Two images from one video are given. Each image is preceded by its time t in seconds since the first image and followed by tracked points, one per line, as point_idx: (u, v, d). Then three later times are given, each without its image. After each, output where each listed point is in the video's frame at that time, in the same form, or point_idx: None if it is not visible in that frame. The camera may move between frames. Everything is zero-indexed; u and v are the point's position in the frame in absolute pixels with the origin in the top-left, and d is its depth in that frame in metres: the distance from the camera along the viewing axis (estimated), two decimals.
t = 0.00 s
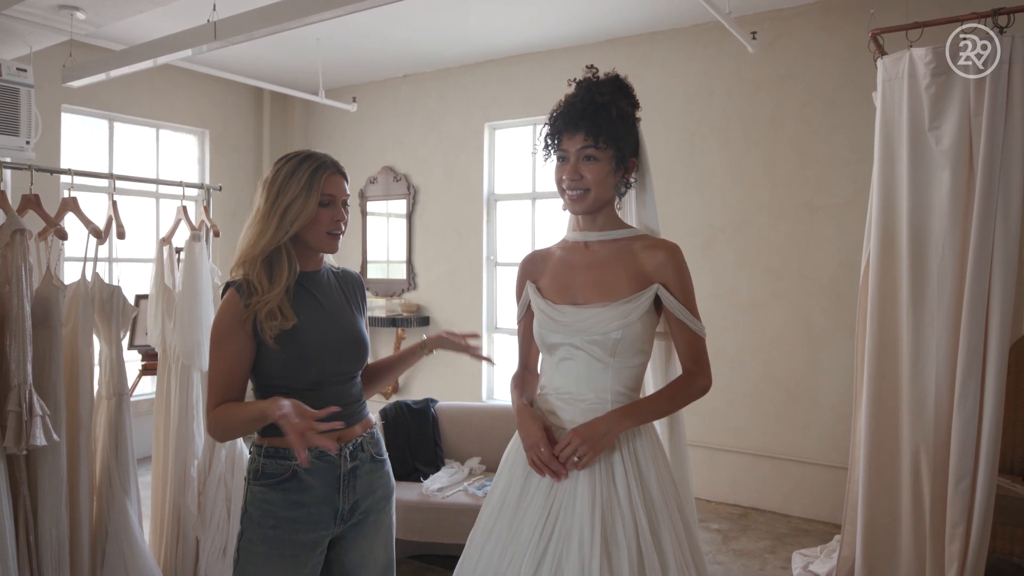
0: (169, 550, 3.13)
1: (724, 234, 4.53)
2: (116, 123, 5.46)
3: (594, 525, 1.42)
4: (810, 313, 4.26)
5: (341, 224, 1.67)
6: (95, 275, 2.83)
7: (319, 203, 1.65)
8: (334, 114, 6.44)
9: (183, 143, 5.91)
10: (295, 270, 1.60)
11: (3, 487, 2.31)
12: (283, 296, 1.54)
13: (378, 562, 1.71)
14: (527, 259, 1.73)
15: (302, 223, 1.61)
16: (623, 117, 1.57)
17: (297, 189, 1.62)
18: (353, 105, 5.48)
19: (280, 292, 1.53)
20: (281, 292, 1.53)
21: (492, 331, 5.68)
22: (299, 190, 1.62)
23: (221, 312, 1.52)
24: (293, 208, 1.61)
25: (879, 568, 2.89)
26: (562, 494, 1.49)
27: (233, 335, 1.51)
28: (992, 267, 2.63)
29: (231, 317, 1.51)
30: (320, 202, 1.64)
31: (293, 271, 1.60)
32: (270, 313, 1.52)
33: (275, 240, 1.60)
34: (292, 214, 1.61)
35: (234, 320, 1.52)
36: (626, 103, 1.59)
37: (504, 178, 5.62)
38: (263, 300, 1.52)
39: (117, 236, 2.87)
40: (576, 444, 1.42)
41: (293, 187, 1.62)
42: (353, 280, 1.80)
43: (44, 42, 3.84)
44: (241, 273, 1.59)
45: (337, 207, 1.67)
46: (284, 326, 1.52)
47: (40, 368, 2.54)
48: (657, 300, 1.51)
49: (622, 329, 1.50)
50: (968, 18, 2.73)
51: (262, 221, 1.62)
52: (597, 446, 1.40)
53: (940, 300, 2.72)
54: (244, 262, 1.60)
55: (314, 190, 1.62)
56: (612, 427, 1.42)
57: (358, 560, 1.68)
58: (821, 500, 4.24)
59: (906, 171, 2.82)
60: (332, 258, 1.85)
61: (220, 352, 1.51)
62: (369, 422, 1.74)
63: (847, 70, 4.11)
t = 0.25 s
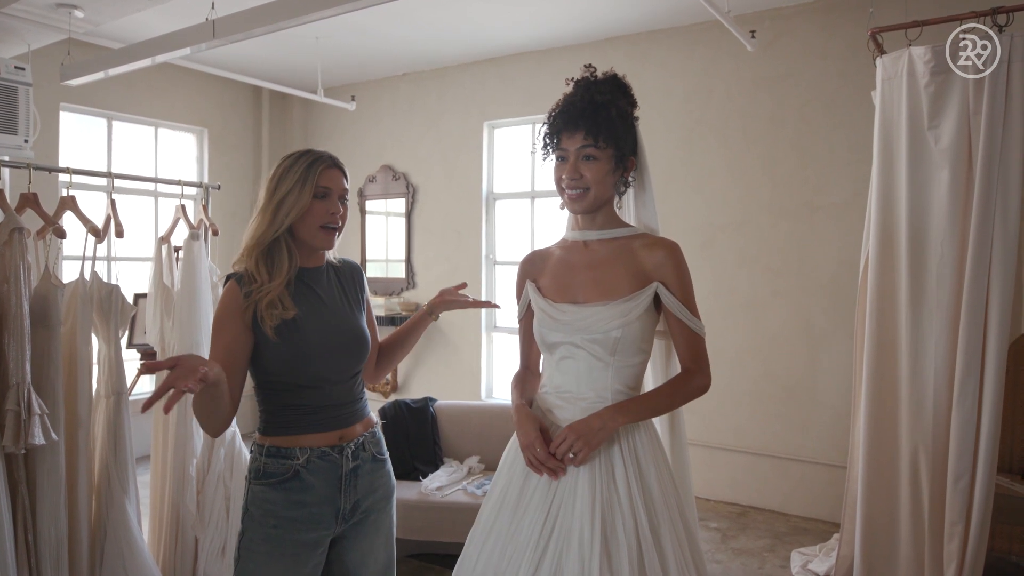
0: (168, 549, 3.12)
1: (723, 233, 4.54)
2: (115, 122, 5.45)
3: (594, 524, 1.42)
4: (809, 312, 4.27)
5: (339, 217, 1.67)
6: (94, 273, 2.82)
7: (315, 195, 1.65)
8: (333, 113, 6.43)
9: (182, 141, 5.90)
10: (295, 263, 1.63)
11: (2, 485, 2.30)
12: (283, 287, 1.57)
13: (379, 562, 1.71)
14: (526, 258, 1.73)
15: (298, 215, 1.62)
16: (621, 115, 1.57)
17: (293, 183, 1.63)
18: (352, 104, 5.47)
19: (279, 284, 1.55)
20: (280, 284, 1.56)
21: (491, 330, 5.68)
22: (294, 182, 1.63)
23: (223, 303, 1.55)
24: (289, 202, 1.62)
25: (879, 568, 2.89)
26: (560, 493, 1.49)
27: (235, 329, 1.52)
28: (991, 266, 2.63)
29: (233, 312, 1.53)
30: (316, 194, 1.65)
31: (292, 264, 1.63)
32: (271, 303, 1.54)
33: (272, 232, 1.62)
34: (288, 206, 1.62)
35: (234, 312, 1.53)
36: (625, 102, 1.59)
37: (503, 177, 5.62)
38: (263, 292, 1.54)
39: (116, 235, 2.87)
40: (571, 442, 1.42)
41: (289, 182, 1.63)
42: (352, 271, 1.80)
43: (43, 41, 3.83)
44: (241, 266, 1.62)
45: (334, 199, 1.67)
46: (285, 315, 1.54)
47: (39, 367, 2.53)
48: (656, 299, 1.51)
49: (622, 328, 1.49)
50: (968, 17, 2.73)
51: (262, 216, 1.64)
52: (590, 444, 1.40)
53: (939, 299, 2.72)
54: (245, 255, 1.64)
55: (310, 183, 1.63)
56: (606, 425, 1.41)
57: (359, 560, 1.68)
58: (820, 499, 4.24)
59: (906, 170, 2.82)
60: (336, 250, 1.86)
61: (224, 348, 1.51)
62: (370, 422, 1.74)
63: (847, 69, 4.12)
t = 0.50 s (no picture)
0: (169, 549, 3.12)
1: (723, 233, 4.54)
2: (115, 122, 5.45)
3: (595, 524, 1.42)
4: (810, 312, 4.27)
5: (342, 219, 1.68)
6: (94, 273, 2.82)
7: (318, 198, 1.65)
8: (333, 113, 6.43)
9: (182, 141, 5.90)
10: (300, 268, 1.61)
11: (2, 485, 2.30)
12: (287, 296, 1.56)
13: (379, 563, 1.71)
14: (527, 259, 1.74)
15: (302, 220, 1.62)
16: (621, 115, 1.57)
17: (295, 185, 1.63)
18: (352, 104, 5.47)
19: (285, 290, 1.54)
20: (286, 290, 1.55)
21: (491, 330, 5.68)
22: (298, 186, 1.63)
23: (224, 307, 1.54)
24: (293, 205, 1.62)
25: (879, 567, 2.89)
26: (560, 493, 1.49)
27: (235, 331, 1.53)
28: (991, 266, 2.63)
29: (233, 317, 1.53)
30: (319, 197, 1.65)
31: (296, 270, 1.61)
32: (275, 312, 1.53)
33: (277, 239, 1.60)
34: (293, 212, 1.61)
35: (236, 317, 1.53)
36: (624, 101, 1.59)
37: (503, 177, 5.62)
38: (269, 298, 1.53)
39: (116, 235, 2.86)
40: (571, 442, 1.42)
41: (291, 184, 1.63)
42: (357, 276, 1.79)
43: (43, 41, 3.84)
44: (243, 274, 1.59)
45: (337, 201, 1.67)
46: (289, 326, 1.53)
47: (39, 367, 2.53)
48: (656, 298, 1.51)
49: (623, 327, 1.49)
50: (967, 17, 2.73)
51: (264, 219, 1.63)
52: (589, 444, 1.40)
53: (939, 300, 2.72)
54: (247, 262, 1.61)
55: (313, 185, 1.63)
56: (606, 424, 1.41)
57: (359, 561, 1.68)
58: (820, 499, 4.24)
59: (906, 169, 2.82)
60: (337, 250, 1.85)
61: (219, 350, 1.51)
62: (372, 423, 1.74)
63: (847, 69, 4.11)
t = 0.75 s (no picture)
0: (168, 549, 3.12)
1: (723, 233, 4.54)
2: (115, 122, 5.45)
3: (596, 525, 1.42)
4: (810, 312, 4.26)
5: (339, 215, 1.67)
6: (93, 273, 2.82)
7: (313, 194, 1.65)
8: (333, 113, 6.43)
9: (181, 141, 5.90)
10: (299, 265, 1.61)
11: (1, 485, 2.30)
12: (289, 291, 1.55)
13: (380, 564, 1.71)
14: (527, 259, 1.73)
15: (297, 215, 1.62)
16: (619, 114, 1.57)
17: (289, 184, 1.63)
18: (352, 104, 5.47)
19: (285, 287, 1.54)
20: (286, 287, 1.54)
21: (491, 330, 5.68)
22: (291, 183, 1.63)
23: (229, 306, 1.52)
24: (287, 203, 1.62)
25: (879, 568, 2.89)
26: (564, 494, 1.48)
27: (237, 328, 1.51)
28: (991, 266, 2.63)
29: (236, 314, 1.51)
30: (314, 193, 1.65)
31: (296, 267, 1.61)
32: (277, 308, 1.52)
33: (274, 235, 1.61)
34: (287, 208, 1.62)
35: (240, 316, 1.52)
36: (623, 101, 1.59)
37: (503, 177, 5.62)
38: (269, 294, 1.53)
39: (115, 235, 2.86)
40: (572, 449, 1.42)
41: (285, 183, 1.63)
42: (370, 284, 1.79)
43: (42, 41, 3.84)
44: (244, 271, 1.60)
45: (332, 196, 1.67)
46: (290, 321, 1.52)
47: (38, 367, 2.53)
48: (657, 298, 1.51)
49: (624, 328, 1.49)
50: (967, 17, 2.73)
51: (261, 220, 1.64)
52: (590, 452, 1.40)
53: (939, 300, 2.72)
54: (247, 262, 1.62)
55: (306, 182, 1.63)
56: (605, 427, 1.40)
57: (359, 562, 1.67)
58: (820, 499, 4.24)
59: (906, 169, 2.82)
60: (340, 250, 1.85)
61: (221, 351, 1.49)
62: (373, 424, 1.73)
63: (847, 69, 4.11)
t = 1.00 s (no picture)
0: (168, 549, 3.12)
1: (723, 233, 4.54)
2: (114, 121, 5.44)
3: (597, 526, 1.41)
4: (809, 311, 4.26)
5: (343, 215, 1.67)
6: (93, 273, 2.82)
7: (316, 195, 1.65)
8: (333, 112, 6.43)
9: (181, 141, 5.90)
10: (305, 266, 1.62)
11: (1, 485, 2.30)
12: (297, 293, 1.56)
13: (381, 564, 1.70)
14: (526, 258, 1.73)
15: (303, 217, 1.62)
16: (619, 113, 1.56)
17: (292, 184, 1.63)
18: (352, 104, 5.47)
19: (293, 289, 1.55)
20: (294, 289, 1.55)
21: (491, 329, 5.68)
22: (294, 185, 1.63)
23: (233, 304, 1.53)
24: (291, 204, 1.62)
25: (878, 567, 2.89)
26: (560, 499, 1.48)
27: (242, 331, 1.53)
28: (991, 265, 2.63)
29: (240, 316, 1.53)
30: (316, 194, 1.64)
31: (303, 267, 1.62)
32: (285, 311, 1.53)
33: (280, 238, 1.61)
34: (292, 211, 1.62)
35: (246, 314, 1.53)
36: (624, 99, 1.58)
37: (503, 176, 5.62)
38: (277, 297, 1.53)
39: (115, 234, 2.86)
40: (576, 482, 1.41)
41: (288, 184, 1.63)
42: (375, 279, 1.80)
43: (42, 40, 3.83)
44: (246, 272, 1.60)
45: (335, 197, 1.66)
46: (300, 326, 1.53)
47: (38, 367, 2.53)
48: (657, 297, 1.51)
49: (624, 327, 1.49)
50: (968, 16, 2.73)
51: (265, 220, 1.64)
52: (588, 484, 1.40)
53: (939, 300, 2.72)
54: (251, 262, 1.62)
55: (309, 183, 1.63)
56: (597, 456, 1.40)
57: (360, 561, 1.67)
58: (819, 498, 4.24)
59: (906, 169, 2.82)
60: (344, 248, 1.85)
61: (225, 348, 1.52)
62: (374, 423, 1.73)
63: (847, 68, 4.11)
